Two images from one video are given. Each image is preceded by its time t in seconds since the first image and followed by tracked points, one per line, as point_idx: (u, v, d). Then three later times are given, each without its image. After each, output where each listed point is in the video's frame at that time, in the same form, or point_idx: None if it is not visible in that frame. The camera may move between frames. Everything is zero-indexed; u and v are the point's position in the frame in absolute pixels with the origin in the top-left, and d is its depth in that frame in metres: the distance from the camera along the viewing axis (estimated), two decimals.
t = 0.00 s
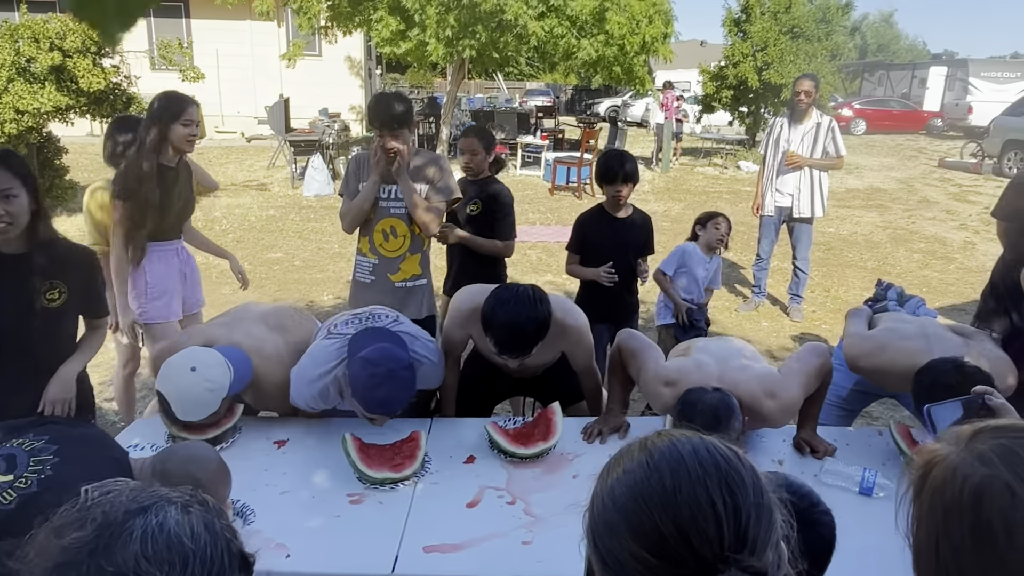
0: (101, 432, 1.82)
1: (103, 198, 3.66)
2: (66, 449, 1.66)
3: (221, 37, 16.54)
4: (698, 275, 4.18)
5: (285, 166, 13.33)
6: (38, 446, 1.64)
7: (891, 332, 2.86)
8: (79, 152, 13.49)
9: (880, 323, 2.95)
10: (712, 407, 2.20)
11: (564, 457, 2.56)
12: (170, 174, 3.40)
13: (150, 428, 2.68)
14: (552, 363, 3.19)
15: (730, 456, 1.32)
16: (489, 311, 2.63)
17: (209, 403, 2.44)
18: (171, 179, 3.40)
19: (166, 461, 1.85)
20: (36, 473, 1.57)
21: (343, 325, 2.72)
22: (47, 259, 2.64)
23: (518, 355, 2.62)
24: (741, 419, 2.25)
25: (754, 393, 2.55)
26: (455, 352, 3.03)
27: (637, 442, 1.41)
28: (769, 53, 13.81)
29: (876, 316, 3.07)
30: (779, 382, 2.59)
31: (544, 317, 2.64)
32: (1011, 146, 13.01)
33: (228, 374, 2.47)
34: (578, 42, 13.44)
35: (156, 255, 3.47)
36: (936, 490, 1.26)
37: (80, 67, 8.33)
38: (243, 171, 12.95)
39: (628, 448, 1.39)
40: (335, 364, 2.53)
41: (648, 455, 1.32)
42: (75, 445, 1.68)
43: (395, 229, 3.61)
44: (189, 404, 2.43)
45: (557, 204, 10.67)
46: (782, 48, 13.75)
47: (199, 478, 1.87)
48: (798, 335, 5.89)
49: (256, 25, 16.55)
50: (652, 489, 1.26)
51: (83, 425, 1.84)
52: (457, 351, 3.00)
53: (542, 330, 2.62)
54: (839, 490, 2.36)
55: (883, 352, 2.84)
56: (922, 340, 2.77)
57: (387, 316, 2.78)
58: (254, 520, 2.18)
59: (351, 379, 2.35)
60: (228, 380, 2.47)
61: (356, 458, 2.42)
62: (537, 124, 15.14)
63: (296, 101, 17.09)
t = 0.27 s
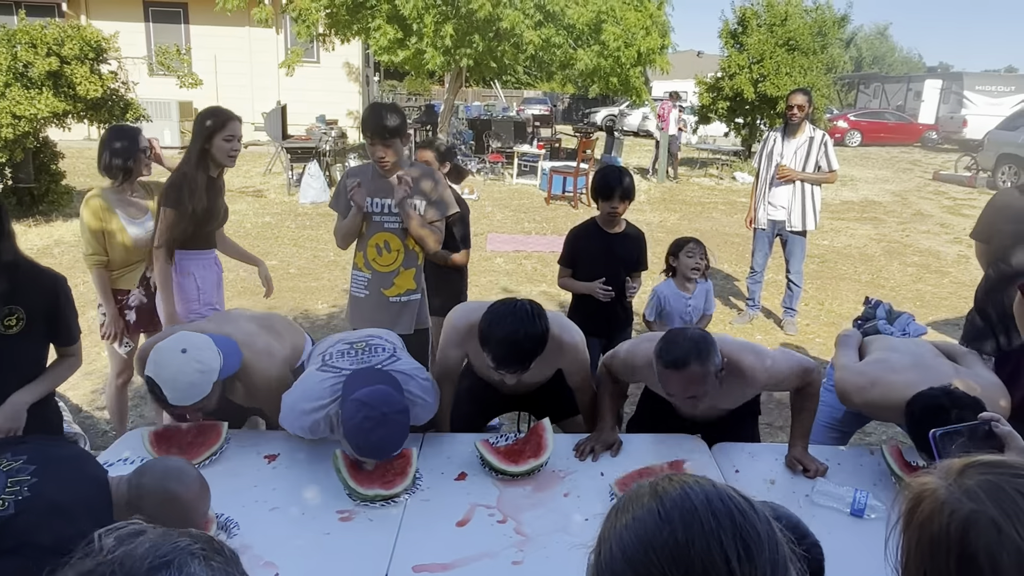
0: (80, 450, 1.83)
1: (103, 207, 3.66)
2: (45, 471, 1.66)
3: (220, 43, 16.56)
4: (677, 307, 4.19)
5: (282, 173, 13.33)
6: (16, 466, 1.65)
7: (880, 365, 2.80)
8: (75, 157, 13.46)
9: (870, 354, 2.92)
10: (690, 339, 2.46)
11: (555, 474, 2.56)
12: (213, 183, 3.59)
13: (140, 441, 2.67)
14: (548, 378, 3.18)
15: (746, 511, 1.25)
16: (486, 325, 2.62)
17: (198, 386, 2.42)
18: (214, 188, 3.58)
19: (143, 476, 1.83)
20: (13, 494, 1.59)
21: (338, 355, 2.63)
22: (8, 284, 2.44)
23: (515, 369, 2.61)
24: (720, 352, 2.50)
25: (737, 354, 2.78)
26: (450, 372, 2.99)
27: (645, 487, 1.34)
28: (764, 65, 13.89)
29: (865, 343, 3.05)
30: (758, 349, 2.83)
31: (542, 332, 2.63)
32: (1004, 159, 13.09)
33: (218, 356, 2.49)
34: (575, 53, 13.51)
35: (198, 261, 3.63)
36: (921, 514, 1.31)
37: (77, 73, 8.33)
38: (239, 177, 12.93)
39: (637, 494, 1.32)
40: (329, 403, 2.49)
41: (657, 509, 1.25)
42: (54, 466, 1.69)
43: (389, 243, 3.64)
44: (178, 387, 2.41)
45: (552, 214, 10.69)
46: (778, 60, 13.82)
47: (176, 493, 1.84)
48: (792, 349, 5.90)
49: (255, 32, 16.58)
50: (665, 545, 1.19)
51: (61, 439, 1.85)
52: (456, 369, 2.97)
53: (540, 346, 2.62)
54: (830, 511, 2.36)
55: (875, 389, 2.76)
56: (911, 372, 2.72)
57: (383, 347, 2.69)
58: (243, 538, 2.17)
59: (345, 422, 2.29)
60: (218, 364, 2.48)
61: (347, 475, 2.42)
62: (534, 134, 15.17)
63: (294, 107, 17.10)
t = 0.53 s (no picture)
0: (63, 457, 1.85)
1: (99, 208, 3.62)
2: (26, 482, 1.68)
3: (221, 44, 16.54)
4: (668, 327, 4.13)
5: (282, 175, 13.30)
6: None
7: (885, 380, 2.75)
8: (76, 157, 13.43)
9: (874, 368, 2.87)
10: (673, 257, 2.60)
11: (553, 483, 2.52)
12: (262, 183, 3.70)
13: (133, 446, 2.64)
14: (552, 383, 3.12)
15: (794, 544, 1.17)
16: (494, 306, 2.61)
17: (194, 331, 2.42)
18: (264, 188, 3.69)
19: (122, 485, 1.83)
20: None
21: (333, 369, 2.60)
22: None
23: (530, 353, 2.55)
24: (702, 274, 2.63)
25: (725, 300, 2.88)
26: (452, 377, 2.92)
27: (678, 517, 1.26)
28: (766, 70, 13.87)
29: (866, 355, 3.02)
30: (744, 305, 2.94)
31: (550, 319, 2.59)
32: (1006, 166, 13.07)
33: (213, 306, 2.52)
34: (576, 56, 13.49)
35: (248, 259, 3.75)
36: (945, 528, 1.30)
37: (77, 74, 8.30)
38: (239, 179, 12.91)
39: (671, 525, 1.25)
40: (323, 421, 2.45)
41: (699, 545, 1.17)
42: (34, 475, 1.71)
43: (386, 246, 3.61)
44: (174, 334, 2.39)
45: (553, 217, 10.65)
46: (779, 65, 13.80)
47: (157, 502, 1.84)
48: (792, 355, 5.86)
49: (256, 33, 16.57)
50: None
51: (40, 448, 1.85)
52: (459, 376, 2.91)
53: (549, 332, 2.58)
54: (832, 522, 2.32)
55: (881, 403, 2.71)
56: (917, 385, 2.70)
57: (383, 360, 2.65)
58: (234, 546, 2.13)
59: (337, 444, 2.24)
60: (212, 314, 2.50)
61: (335, 486, 2.35)
62: (535, 137, 15.14)
63: (295, 109, 17.08)
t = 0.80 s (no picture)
0: (45, 462, 1.81)
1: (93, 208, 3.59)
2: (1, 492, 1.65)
3: (223, 43, 16.50)
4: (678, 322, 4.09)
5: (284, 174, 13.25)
6: None
7: (894, 391, 2.69)
8: (77, 156, 13.41)
9: (881, 379, 2.81)
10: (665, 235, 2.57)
11: (553, 491, 2.47)
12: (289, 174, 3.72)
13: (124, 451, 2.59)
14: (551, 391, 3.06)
15: None
16: (501, 291, 2.57)
17: (188, 284, 2.42)
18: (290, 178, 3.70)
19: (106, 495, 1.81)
20: None
21: (324, 371, 2.60)
22: None
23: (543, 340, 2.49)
24: (694, 253, 2.59)
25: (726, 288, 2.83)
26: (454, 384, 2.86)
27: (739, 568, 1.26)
28: (770, 69, 13.80)
29: (867, 365, 2.96)
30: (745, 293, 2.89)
31: (556, 304, 2.54)
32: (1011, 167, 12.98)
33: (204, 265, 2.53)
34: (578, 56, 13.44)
35: (280, 252, 3.75)
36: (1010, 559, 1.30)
37: (78, 71, 8.25)
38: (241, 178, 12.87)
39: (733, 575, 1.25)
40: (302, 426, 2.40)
41: None
42: (12, 483, 1.69)
43: (384, 247, 3.56)
44: (168, 286, 2.38)
45: (555, 217, 10.59)
46: (783, 65, 13.72)
47: (143, 512, 1.83)
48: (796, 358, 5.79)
49: (259, 32, 16.53)
50: None
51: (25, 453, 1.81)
52: (459, 384, 2.85)
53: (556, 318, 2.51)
54: (839, 533, 2.26)
55: (891, 417, 2.65)
56: (925, 394, 2.64)
57: (372, 365, 2.63)
58: (227, 553, 2.10)
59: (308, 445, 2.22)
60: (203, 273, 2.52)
61: (325, 492, 2.30)
62: (538, 137, 15.08)
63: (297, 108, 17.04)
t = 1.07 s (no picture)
0: (20, 459, 1.77)
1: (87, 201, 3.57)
2: None
3: (226, 37, 16.45)
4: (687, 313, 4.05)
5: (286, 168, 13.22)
6: None
7: (896, 387, 2.66)
8: (80, 150, 13.40)
9: (884, 375, 2.77)
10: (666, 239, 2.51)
11: (549, 488, 2.43)
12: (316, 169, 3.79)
13: (115, 446, 2.57)
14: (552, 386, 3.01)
15: None
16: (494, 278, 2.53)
17: (170, 253, 2.41)
18: (315, 171, 3.75)
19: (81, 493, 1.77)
20: None
21: (315, 363, 2.59)
22: None
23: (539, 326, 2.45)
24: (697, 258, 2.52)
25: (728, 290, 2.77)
26: (451, 382, 2.82)
27: None
28: (775, 64, 13.70)
29: (867, 362, 2.92)
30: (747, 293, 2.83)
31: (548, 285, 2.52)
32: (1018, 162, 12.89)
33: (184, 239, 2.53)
34: (582, 49, 13.36)
35: (306, 244, 3.79)
36: None
37: (79, 65, 8.21)
38: (243, 172, 12.84)
39: None
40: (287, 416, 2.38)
41: None
42: None
43: (381, 241, 3.52)
44: (151, 254, 2.37)
45: (558, 212, 10.54)
46: (788, 59, 13.63)
47: (120, 509, 1.79)
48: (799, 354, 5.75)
49: (262, 26, 16.49)
50: None
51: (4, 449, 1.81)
52: (455, 382, 2.81)
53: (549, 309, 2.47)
54: (839, 532, 2.22)
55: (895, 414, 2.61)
56: (929, 391, 2.61)
57: (359, 355, 2.62)
58: (217, 550, 2.07)
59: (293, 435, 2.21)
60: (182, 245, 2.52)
61: (319, 490, 2.28)
62: (541, 131, 15.01)
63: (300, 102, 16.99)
